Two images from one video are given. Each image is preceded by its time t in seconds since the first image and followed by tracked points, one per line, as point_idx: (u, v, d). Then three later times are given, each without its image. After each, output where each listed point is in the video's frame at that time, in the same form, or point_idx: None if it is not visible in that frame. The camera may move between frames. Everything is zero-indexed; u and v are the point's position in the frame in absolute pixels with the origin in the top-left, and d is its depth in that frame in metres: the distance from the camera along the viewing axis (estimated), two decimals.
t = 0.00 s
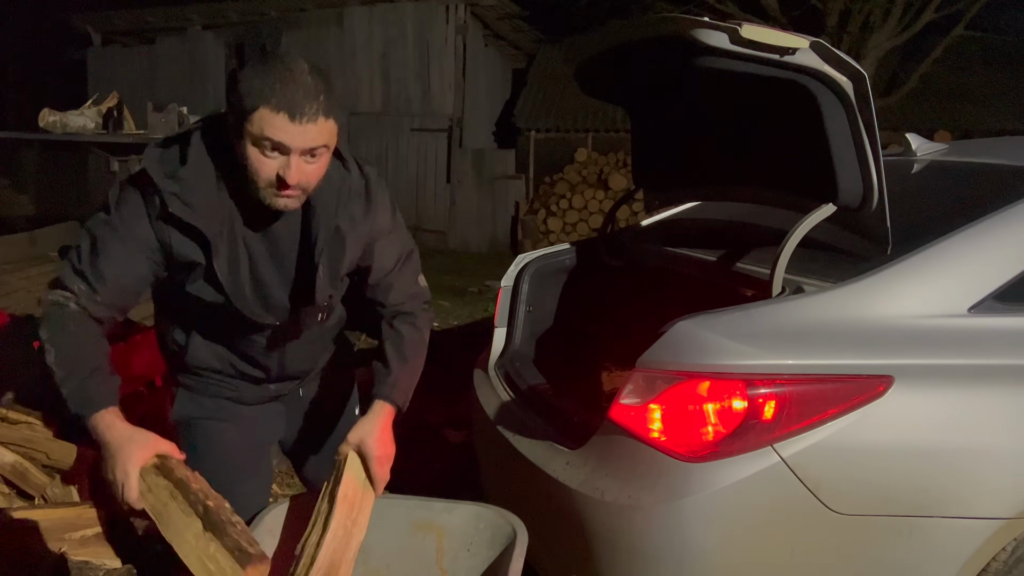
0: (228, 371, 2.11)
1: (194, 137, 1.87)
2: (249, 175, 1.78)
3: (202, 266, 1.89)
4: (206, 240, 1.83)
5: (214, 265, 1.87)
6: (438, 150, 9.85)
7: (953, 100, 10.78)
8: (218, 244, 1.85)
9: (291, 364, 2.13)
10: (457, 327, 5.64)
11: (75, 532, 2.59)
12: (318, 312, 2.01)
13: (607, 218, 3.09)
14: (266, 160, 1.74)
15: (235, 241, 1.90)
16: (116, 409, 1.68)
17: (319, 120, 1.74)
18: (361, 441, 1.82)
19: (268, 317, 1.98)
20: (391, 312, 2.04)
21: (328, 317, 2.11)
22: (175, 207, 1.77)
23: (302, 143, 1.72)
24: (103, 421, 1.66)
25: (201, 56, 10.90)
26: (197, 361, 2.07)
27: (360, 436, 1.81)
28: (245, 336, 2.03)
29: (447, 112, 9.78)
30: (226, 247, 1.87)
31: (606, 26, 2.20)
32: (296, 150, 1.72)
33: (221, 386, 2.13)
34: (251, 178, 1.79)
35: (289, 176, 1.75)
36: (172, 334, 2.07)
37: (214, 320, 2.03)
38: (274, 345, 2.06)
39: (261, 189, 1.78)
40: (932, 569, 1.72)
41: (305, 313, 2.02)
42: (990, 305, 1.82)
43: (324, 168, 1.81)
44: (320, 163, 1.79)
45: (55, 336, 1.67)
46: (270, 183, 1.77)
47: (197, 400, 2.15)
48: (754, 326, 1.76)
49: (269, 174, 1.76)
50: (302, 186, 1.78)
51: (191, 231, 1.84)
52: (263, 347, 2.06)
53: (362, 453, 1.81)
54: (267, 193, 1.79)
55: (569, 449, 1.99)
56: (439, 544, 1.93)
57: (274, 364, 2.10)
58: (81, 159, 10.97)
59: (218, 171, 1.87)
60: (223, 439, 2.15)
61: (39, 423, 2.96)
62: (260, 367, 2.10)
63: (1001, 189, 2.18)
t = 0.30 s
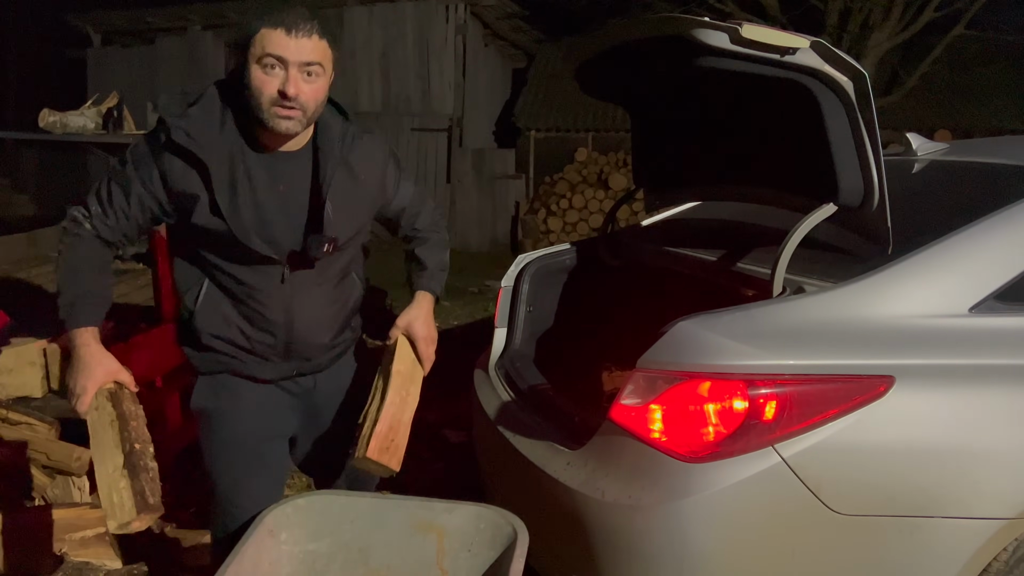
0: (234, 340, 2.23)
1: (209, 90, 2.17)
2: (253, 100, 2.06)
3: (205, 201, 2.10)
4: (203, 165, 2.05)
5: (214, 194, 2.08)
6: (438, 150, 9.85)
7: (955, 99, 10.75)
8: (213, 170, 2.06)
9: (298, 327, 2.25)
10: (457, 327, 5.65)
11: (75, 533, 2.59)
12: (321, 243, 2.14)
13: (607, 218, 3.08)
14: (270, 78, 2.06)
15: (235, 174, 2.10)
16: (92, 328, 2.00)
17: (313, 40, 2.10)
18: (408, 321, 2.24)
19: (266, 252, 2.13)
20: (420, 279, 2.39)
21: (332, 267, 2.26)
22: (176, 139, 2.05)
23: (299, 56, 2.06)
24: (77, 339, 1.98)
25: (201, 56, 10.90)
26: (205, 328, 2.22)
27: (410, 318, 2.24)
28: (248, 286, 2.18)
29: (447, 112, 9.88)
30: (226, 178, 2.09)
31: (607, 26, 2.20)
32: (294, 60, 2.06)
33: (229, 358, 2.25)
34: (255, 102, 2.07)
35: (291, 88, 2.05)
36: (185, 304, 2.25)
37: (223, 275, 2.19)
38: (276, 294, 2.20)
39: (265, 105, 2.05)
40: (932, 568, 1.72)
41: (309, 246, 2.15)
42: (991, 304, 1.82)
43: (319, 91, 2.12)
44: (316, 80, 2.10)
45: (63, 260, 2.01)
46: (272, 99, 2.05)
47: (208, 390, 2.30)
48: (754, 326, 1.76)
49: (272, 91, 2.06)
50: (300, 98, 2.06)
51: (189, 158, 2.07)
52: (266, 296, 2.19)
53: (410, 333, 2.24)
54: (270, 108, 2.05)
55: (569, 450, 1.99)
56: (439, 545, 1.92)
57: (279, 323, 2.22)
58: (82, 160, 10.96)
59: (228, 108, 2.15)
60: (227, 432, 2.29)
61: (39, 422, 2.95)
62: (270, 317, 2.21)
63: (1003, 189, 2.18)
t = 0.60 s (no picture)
0: (270, 305, 2.23)
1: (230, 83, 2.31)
2: (270, 66, 2.20)
3: (233, 164, 2.15)
4: (225, 130, 2.12)
5: (237, 152, 2.13)
6: (439, 151, 9.86)
7: (956, 100, 10.74)
8: (235, 133, 2.13)
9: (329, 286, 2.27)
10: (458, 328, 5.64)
11: (76, 534, 2.59)
12: (350, 190, 2.23)
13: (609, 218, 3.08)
14: (283, 42, 2.20)
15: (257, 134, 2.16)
16: (147, 317, 2.15)
17: (319, 9, 2.27)
18: (438, 299, 2.46)
19: (294, 204, 2.19)
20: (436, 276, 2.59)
21: (358, 225, 2.32)
22: (204, 114, 2.16)
23: (309, 21, 2.22)
24: (131, 328, 2.13)
25: (201, 57, 10.91)
26: (240, 296, 2.24)
27: (439, 296, 2.45)
28: (279, 243, 2.20)
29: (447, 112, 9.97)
30: (248, 136, 2.15)
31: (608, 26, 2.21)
32: (305, 24, 2.21)
33: (265, 326, 2.24)
34: (272, 67, 2.20)
35: (304, 48, 2.19)
36: (220, 276, 2.27)
37: (254, 241, 2.21)
38: (306, 249, 2.22)
39: (281, 65, 2.18)
40: (934, 569, 1.72)
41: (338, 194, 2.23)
42: (992, 305, 1.82)
43: (329, 55, 2.26)
44: (326, 43, 2.25)
45: (126, 248, 2.16)
46: (286, 59, 2.18)
47: (242, 370, 2.28)
48: (757, 326, 1.76)
49: (287, 53, 2.19)
50: (312, 55, 2.19)
51: (213, 126, 2.15)
52: (296, 252, 2.22)
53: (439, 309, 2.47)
54: (287, 69, 2.18)
55: (569, 450, 1.99)
56: (440, 546, 1.91)
57: (310, 281, 2.24)
58: (82, 161, 10.97)
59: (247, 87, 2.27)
60: (261, 411, 2.26)
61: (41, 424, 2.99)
62: (304, 275, 2.23)
63: (1003, 189, 2.18)
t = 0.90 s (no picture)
0: (280, 282, 2.22)
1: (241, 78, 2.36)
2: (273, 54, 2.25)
3: (241, 145, 2.18)
4: (231, 113, 2.16)
5: (244, 133, 2.17)
6: (441, 152, 9.88)
7: (958, 101, 10.71)
8: (241, 115, 2.17)
9: (337, 262, 2.26)
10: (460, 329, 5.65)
11: (78, 536, 2.60)
12: (353, 166, 2.24)
13: (610, 219, 3.09)
14: (283, 29, 2.25)
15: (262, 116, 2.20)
16: (169, 299, 2.24)
17: None
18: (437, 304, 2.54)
19: (298, 179, 2.19)
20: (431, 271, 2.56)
21: (363, 203, 2.31)
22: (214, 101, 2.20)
23: (307, 6, 2.26)
24: (156, 311, 2.22)
25: (204, 59, 10.94)
26: (252, 275, 2.24)
27: (436, 305, 2.53)
28: (286, 219, 2.21)
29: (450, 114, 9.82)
30: (254, 119, 2.18)
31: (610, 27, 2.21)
32: (302, 9, 2.26)
33: (275, 303, 2.23)
34: (276, 55, 2.25)
35: (303, 31, 2.23)
36: (233, 257, 2.28)
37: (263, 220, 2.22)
38: (311, 225, 2.22)
39: (283, 51, 2.22)
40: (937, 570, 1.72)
41: (341, 168, 2.24)
42: (993, 306, 1.82)
43: (330, 37, 2.29)
44: (325, 26, 2.28)
45: (156, 236, 2.24)
46: (288, 45, 2.22)
47: (249, 350, 2.27)
48: (759, 326, 1.76)
49: (288, 39, 2.24)
50: (310, 37, 2.23)
51: (222, 112, 2.19)
52: (302, 227, 2.21)
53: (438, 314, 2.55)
54: (289, 53, 2.22)
55: (570, 451, 1.99)
56: (442, 547, 1.92)
57: (317, 256, 2.23)
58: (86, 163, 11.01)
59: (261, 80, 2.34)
60: (267, 391, 2.24)
61: (43, 425, 2.96)
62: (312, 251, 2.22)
63: (1004, 191, 2.17)
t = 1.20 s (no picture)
0: (272, 282, 2.22)
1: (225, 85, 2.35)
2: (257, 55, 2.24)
3: (227, 146, 2.18)
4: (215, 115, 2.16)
5: (229, 133, 2.16)
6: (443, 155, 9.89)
7: (961, 102, 10.70)
8: (225, 117, 2.17)
9: (328, 260, 2.26)
10: (463, 331, 5.66)
11: (83, 537, 2.61)
12: (337, 159, 2.23)
13: (612, 222, 3.09)
14: (266, 31, 2.24)
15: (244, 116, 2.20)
16: (158, 307, 2.24)
17: None
18: (433, 300, 2.58)
19: (285, 176, 2.18)
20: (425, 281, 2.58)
21: (353, 198, 2.30)
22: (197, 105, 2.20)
23: (287, 5, 2.26)
24: (144, 319, 2.23)
25: (207, 62, 10.97)
26: (244, 277, 2.24)
27: (430, 302, 2.57)
28: (276, 218, 2.20)
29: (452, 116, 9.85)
30: (238, 120, 2.19)
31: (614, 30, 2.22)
32: (284, 10, 2.25)
33: (269, 305, 2.23)
34: (259, 56, 2.24)
35: (286, 32, 2.23)
36: (224, 260, 2.28)
37: (253, 223, 2.21)
38: (301, 224, 2.22)
39: (268, 53, 2.22)
40: (938, 572, 1.72)
41: (326, 162, 2.24)
42: (996, 307, 1.82)
43: (312, 36, 2.29)
44: (308, 25, 2.28)
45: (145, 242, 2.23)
46: (273, 46, 2.22)
47: (241, 354, 2.28)
48: (762, 329, 1.76)
49: (271, 40, 2.23)
50: (294, 38, 2.23)
51: (205, 114, 2.19)
52: (293, 226, 2.21)
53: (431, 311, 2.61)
54: (273, 54, 2.22)
55: (573, 453, 2.00)
56: (445, 548, 1.92)
57: (308, 255, 2.23)
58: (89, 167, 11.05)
59: (241, 82, 2.33)
60: (262, 394, 2.26)
61: (48, 426, 2.98)
62: (304, 251, 2.22)
63: (1006, 192, 2.18)
